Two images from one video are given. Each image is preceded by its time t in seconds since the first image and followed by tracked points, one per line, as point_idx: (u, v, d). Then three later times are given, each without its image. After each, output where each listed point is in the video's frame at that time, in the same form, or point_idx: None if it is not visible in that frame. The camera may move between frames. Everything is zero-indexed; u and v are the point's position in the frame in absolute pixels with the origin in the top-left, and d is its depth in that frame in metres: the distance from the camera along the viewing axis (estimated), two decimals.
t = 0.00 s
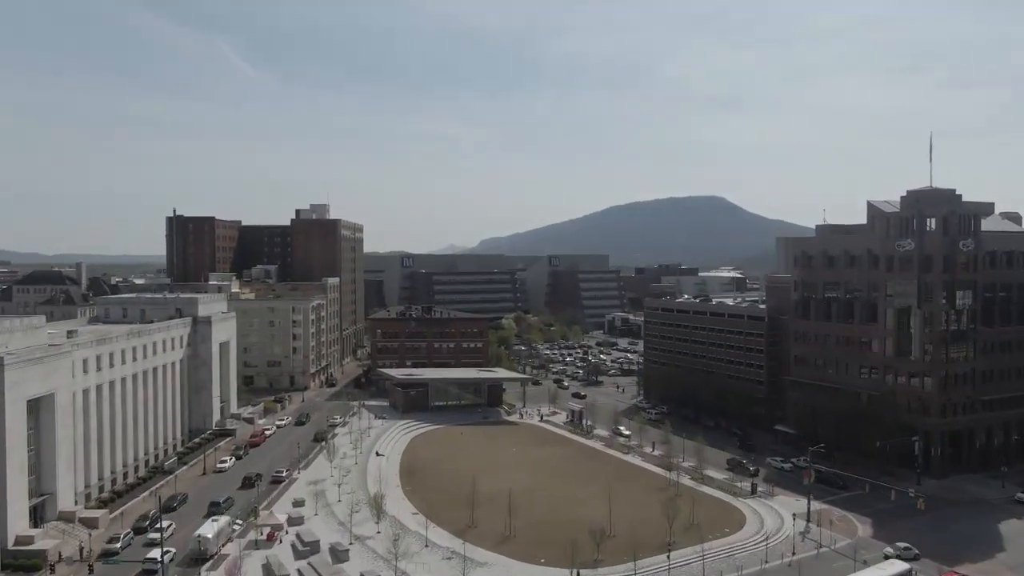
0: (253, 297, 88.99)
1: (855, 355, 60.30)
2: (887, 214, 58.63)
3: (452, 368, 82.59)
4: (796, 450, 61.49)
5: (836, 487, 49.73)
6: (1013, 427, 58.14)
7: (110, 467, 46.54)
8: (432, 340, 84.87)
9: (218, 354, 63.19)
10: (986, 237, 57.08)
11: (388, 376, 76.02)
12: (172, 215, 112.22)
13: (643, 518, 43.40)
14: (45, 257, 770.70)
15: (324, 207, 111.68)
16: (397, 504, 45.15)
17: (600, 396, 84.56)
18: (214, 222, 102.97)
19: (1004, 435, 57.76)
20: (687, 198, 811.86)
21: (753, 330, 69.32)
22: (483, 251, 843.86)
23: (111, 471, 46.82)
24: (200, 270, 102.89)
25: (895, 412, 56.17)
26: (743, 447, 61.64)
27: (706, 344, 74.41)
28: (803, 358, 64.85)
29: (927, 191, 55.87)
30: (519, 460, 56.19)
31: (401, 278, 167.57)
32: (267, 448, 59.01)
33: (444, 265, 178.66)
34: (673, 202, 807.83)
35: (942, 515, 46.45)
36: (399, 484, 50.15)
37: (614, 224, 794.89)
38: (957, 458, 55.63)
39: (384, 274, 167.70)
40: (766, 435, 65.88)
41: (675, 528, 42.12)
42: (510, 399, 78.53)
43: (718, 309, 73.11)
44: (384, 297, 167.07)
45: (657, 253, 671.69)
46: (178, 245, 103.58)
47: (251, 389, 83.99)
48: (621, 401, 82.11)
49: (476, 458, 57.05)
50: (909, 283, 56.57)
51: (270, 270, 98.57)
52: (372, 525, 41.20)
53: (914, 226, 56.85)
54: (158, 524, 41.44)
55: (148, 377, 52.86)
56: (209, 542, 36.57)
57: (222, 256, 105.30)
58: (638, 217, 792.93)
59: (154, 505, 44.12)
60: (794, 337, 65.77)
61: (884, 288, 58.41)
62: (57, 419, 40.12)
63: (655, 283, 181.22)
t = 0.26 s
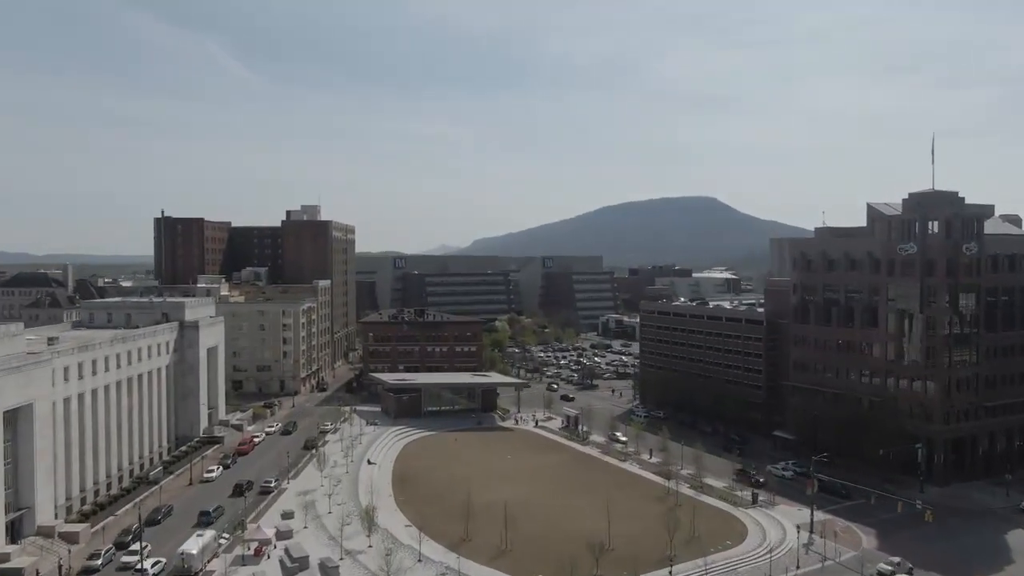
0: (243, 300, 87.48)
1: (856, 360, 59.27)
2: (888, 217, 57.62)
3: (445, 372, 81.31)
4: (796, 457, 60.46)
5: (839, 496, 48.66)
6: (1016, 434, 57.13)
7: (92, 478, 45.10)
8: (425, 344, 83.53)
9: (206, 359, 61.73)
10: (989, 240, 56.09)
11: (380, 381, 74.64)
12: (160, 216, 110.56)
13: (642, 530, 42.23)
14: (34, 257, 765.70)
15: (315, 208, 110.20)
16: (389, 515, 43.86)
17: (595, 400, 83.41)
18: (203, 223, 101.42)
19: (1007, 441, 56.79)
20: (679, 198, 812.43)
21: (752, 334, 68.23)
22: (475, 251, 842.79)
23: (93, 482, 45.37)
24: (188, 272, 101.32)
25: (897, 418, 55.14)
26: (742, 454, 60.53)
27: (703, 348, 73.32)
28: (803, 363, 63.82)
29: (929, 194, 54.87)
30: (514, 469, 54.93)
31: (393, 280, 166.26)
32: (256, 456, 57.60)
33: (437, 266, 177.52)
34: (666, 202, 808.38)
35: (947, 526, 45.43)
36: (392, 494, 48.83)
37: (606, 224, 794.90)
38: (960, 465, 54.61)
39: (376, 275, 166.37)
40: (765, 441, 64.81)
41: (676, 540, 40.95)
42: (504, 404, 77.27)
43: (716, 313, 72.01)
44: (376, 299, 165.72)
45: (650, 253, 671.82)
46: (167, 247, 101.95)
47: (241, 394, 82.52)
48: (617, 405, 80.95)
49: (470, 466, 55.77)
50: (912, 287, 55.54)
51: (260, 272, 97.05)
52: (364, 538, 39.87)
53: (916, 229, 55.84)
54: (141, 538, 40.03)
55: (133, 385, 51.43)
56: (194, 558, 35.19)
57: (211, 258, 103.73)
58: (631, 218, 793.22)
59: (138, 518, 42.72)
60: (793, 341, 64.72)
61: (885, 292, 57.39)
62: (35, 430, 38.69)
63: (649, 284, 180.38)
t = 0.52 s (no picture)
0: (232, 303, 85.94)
1: (857, 366, 58.22)
2: (890, 220, 56.61)
3: (438, 377, 79.96)
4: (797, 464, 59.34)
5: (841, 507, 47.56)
6: (1019, 441, 56.19)
7: (73, 490, 43.64)
8: (418, 348, 82.16)
9: (193, 365, 60.24)
10: (992, 243, 55.11)
11: (372, 386, 73.22)
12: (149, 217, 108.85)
13: (642, 543, 41.00)
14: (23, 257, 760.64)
15: (306, 209, 108.69)
16: (381, 528, 42.58)
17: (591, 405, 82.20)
18: (192, 225, 99.84)
19: (1010, 448, 55.83)
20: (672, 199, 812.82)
21: (749, 339, 67.09)
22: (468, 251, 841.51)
23: (74, 494, 43.93)
24: (177, 274, 99.69)
25: (899, 425, 54.10)
26: (741, 461, 59.34)
27: (700, 352, 72.14)
28: (802, 368, 62.71)
29: (932, 197, 53.87)
30: (510, 478, 53.66)
31: (386, 282, 164.72)
32: (244, 465, 56.16)
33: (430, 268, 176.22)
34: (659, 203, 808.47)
35: (954, 537, 44.37)
36: (384, 504, 47.52)
37: (599, 225, 794.59)
38: (963, 473, 53.61)
39: (368, 276, 164.82)
40: (764, 448, 63.71)
41: (677, 554, 39.76)
42: (498, 409, 75.96)
43: (713, 316, 70.88)
44: (368, 300, 164.18)
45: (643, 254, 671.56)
46: (155, 249, 100.30)
47: (230, 399, 80.99)
48: (613, 410, 79.73)
49: (465, 475, 54.49)
50: (914, 291, 54.51)
51: (250, 275, 95.50)
52: (355, 553, 38.53)
53: (919, 233, 54.81)
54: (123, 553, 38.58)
55: (117, 392, 49.98)
56: None
57: (200, 260, 102.12)
58: (623, 218, 793.09)
59: (121, 532, 41.28)
60: (792, 346, 63.65)
61: (887, 296, 56.37)
62: (13, 442, 37.24)
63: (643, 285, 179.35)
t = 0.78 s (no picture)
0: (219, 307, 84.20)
1: (858, 373, 57.02)
2: (891, 224, 55.42)
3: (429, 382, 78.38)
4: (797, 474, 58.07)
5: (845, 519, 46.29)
6: None
7: (49, 506, 41.95)
8: (409, 353, 80.55)
9: (177, 372, 58.52)
10: (996, 248, 54.00)
11: (362, 393, 71.57)
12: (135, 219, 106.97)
13: (641, 560, 39.59)
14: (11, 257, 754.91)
15: (295, 211, 106.94)
16: (371, 543, 41.07)
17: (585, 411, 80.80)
18: (178, 226, 98.04)
19: (1014, 457, 54.71)
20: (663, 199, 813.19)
21: (748, 344, 65.83)
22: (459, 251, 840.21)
23: (51, 508, 42.28)
24: (163, 277, 97.83)
25: (902, 434, 52.90)
26: (741, 470, 58.02)
27: (697, 358, 70.85)
28: (802, 375, 61.48)
29: (935, 200, 52.72)
30: (504, 490, 52.19)
31: (376, 284, 162.98)
32: (230, 476, 54.51)
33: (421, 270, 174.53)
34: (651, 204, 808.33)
35: (961, 549, 43.14)
36: (375, 518, 46.00)
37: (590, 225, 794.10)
38: (967, 482, 52.45)
39: (359, 278, 163.10)
40: (763, 456, 62.44)
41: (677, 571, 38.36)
42: (491, 416, 74.43)
43: (710, 321, 69.60)
44: (359, 303, 162.43)
45: (635, 254, 670.84)
46: (140, 251, 98.41)
47: (217, 405, 79.24)
48: (608, 416, 78.33)
49: (458, 486, 53.01)
50: (917, 297, 53.33)
51: (238, 277, 93.73)
52: (344, 571, 36.96)
53: (921, 236, 53.63)
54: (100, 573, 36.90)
55: (96, 402, 48.27)
56: None
57: (187, 262, 100.28)
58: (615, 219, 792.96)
59: (99, 550, 39.61)
60: (791, 352, 62.42)
61: (889, 302, 55.20)
62: None
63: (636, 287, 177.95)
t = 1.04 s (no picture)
0: (208, 311, 82.64)
1: (860, 379, 55.96)
2: (893, 227, 54.35)
3: (422, 387, 77.00)
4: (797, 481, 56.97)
5: (849, 530, 45.20)
6: None
7: (27, 520, 40.46)
8: (402, 357, 79.18)
9: (163, 379, 57.02)
10: (1000, 251, 52.98)
11: (354, 398, 70.13)
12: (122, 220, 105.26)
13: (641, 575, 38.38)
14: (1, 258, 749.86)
15: (286, 212, 105.39)
16: (362, 558, 39.73)
17: (581, 416, 79.51)
18: (166, 228, 96.42)
19: (1018, 464, 53.71)
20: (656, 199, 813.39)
21: (746, 349, 64.74)
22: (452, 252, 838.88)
23: (30, 522, 40.82)
24: (151, 279, 96.18)
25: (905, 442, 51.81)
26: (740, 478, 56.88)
27: (694, 362, 69.75)
28: (802, 380, 60.41)
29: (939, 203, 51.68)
30: (499, 500, 50.94)
31: (368, 285, 161.43)
32: (217, 486, 53.05)
33: (414, 271, 173.06)
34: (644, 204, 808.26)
35: (969, 561, 42.02)
36: (366, 530, 44.65)
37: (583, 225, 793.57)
38: (971, 491, 51.41)
39: (350, 280, 161.65)
40: (762, 463, 61.31)
41: None
42: (485, 421, 73.09)
43: (708, 325, 68.48)
44: (351, 305, 160.80)
45: (628, 255, 670.43)
46: (128, 253, 96.76)
47: (205, 411, 77.64)
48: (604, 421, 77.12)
49: (452, 496, 51.69)
50: (921, 302, 52.29)
51: (227, 280, 92.13)
52: None
53: (924, 240, 52.57)
54: None
55: (79, 411, 46.76)
56: None
57: (175, 264, 98.59)
58: (607, 219, 792.65)
59: (79, 566, 38.13)
60: (791, 357, 61.32)
61: (891, 306, 54.15)
62: None
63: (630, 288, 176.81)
